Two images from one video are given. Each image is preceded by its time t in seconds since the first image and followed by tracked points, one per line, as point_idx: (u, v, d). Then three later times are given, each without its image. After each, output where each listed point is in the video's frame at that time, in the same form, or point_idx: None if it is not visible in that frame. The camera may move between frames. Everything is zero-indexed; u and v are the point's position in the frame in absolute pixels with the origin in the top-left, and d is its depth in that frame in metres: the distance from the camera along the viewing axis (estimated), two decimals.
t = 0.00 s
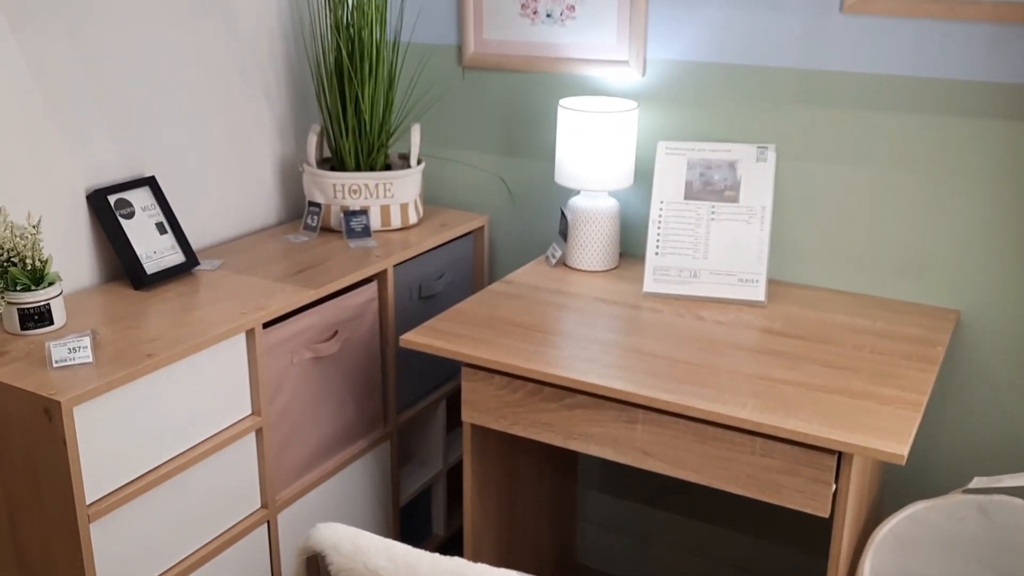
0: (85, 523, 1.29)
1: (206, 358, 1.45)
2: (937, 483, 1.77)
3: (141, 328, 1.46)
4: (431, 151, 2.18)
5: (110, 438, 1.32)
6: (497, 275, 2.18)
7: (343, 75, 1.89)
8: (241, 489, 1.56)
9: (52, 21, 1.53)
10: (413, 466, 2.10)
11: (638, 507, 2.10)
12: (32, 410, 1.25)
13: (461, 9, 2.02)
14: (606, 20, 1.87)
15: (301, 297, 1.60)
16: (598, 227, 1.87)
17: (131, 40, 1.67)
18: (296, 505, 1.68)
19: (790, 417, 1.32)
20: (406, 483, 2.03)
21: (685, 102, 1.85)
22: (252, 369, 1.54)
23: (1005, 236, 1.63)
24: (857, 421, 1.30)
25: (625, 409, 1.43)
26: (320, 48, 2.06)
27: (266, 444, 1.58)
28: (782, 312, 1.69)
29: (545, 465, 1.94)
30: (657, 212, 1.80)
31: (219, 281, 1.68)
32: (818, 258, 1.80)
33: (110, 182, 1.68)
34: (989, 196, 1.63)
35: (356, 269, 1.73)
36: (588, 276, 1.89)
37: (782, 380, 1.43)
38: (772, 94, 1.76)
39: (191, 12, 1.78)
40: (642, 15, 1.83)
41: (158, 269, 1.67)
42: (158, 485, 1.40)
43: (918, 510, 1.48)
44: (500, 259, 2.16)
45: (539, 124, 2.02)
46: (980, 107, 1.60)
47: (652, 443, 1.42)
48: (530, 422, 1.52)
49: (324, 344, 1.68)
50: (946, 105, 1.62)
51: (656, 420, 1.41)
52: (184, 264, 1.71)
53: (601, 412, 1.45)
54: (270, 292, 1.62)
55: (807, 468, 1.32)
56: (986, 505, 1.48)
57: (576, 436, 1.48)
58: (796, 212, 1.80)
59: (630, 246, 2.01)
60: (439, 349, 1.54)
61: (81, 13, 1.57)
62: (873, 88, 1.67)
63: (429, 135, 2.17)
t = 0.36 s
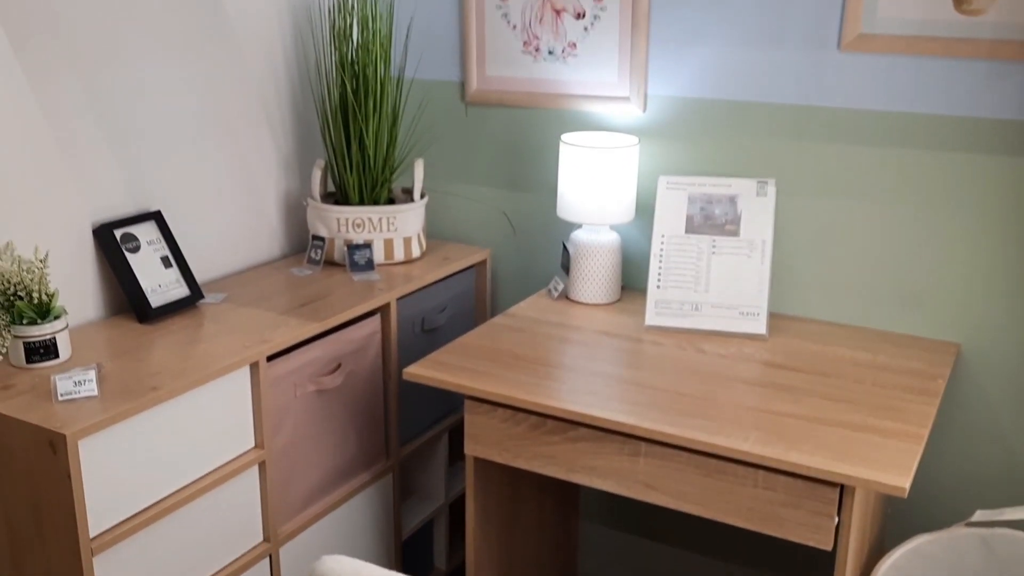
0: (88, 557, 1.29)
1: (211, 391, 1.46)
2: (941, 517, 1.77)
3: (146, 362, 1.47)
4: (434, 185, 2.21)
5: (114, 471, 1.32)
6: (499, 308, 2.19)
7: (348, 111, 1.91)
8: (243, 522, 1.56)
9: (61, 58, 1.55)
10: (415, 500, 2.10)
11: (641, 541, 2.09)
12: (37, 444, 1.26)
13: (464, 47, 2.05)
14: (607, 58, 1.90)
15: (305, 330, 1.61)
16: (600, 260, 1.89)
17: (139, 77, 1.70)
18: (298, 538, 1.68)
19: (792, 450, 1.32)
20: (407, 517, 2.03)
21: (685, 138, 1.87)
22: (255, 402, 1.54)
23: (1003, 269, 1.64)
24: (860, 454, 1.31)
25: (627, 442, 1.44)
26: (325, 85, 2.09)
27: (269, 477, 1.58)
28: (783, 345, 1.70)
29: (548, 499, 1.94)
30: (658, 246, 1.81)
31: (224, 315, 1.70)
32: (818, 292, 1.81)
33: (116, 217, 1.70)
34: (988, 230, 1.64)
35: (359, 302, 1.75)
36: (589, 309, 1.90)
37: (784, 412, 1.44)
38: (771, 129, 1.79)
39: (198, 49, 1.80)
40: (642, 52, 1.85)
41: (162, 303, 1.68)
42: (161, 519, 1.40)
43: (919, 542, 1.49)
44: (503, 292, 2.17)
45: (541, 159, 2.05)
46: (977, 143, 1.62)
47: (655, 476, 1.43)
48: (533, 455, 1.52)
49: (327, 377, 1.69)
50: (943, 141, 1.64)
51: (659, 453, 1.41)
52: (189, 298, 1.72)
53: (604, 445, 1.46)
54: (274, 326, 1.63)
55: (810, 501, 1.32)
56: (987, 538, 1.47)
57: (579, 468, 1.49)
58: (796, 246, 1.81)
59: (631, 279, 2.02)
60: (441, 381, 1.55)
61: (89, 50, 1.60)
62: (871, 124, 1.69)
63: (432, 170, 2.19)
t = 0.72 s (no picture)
0: None
1: (214, 425, 1.46)
2: (944, 552, 1.76)
3: (150, 395, 1.47)
4: (436, 219, 2.22)
5: (116, 505, 1.32)
6: (501, 341, 2.20)
7: (352, 147, 1.93)
8: (245, 557, 1.56)
9: (69, 96, 1.58)
10: (417, 533, 2.09)
11: None
12: (40, 478, 1.26)
13: (467, 83, 2.08)
14: (608, 94, 1.93)
15: (308, 364, 1.62)
16: (601, 294, 1.90)
17: (146, 113, 1.72)
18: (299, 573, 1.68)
19: (794, 484, 1.32)
20: (409, 551, 2.02)
21: (685, 173, 1.89)
22: (258, 436, 1.55)
23: (1003, 303, 1.65)
24: (862, 488, 1.31)
25: (629, 476, 1.44)
26: (329, 121, 2.11)
27: (270, 512, 1.58)
28: (784, 379, 1.70)
29: (550, 533, 1.94)
30: (659, 279, 1.82)
31: (227, 348, 1.70)
32: (819, 325, 1.82)
33: (122, 251, 1.71)
34: (987, 264, 1.65)
35: (362, 336, 1.75)
36: (591, 342, 1.90)
37: (786, 446, 1.44)
38: (771, 165, 1.80)
39: (204, 86, 1.83)
40: (642, 88, 1.88)
41: (166, 336, 1.69)
42: (163, 553, 1.40)
43: None
44: (505, 325, 2.18)
45: (543, 193, 2.07)
46: (975, 178, 1.63)
47: (657, 510, 1.43)
48: (535, 489, 1.52)
49: (329, 411, 1.70)
50: (941, 176, 1.66)
51: (661, 487, 1.41)
52: (192, 331, 1.73)
53: (605, 479, 1.46)
54: (278, 359, 1.64)
55: (812, 536, 1.32)
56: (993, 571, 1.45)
57: (581, 502, 1.49)
58: (797, 280, 1.82)
59: (633, 313, 2.03)
60: (444, 415, 1.55)
61: (97, 88, 1.62)
62: (869, 159, 1.71)
63: (435, 205, 2.21)
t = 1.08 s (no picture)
0: None
1: (217, 459, 1.46)
2: None
3: (153, 429, 1.48)
4: (439, 252, 2.24)
5: (119, 540, 1.32)
6: (503, 374, 2.20)
7: (356, 181, 1.95)
8: None
9: (77, 132, 1.60)
10: (418, 567, 2.06)
11: None
12: (43, 512, 1.27)
13: (469, 117, 2.10)
14: (608, 128, 1.95)
15: (310, 397, 1.63)
16: (603, 327, 1.91)
17: (152, 148, 1.74)
18: None
19: (797, 518, 1.32)
20: None
21: (685, 206, 1.91)
22: (261, 469, 1.55)
23: (1004, 336, 1.66)
24: (864, 522, 1.31)
25: (632, 510, 1.44)
26: (333, 155, 2.13)
27: (272, 546, 1.58)
28: (786, 412, 1.71)
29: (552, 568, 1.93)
30: (661, 312, 1.83)
31: (230, 382, 1.71)
32: (820, 358, 1.83)
33: (127, 284, 1.72)
34: (987, 299, 1.66)
35: (364, 369, 1.76)
36: (593, 376, 1.91)
37: (788, 480, 1.44)
38: (771, 198, 1.82)
39: (209, 122, 1.85)
40: (643, 123, 1.90)
41: (170, 370, 1.70)
42: None
43: None
44: (507, 358, 2.19)
45: (545, 227, 2.08)
46: (974, 212, 1.64)
47: (660, 545, 1.42)
48: (538, 523, 1.52)
49: (332, 444, 1.70)
50: (940, 211, 1.67)
51: (663, 522, 1.41)
52: (196, 365, 1.74)
53: (608, 513, 1.46)
54: (281, 392, 1.64)
55: (816, 570, 1.32)
56: None
57: (584, 537, 1.48)
58: (798, 313, 1.83)
59: (635, 346, 2.04)
60: (447, 448, 1.56)
61: (104, 124, 1.65)
62: (869, 193, 1.72)
63: (437, 238, 2.23)
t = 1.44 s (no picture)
0: None
1: (220, 493, 1.47)
2: None
3: (156, 462, 1.48)
4: (441, 285, 2.25)
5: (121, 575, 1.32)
6: (506, 407, 2.21)
7: (360, 215, 1.97)
8: None
9: (84, 167, 1.62)
10: None
11: None
12: (46, 547, 1.27)
13: (472, 151, 2.13)
14: (610, 162, 1.97)
15: (313, 431, 1.63)
16: (605, 360, 1.91)
17: (158, 183, 1.76)
18: None
19: (801, 553, 1.32)
20: None
21: (687, 240, 1.92)
22: (264, 503, 1.55)
23: (1005, 370, 1.66)
24: (868, 557, 1.31)
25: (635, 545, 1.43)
26: (337, 189, 2.15)
27: None
28: (788, 446, 1.71)
29: None
30: (663, 346, 1.84)
31: (234, 415, 1.71)
32: (822, 392, 1.83)
33: (132, 317, 1.73)
34: (988, 333, 1.67)
35: (367, 403, 1.77)
36: (595, 409, 1.91)
37: (791, 514, 1.44)
38: (771, 232, 1.83)
39: (215, 157, 1.87)
40: (644, 157, 1.92)
41: (173, 403, 1.70)
42: None
43: None
44: (510, 391, 2.19)
45: (547, 260, 2.09)
46: (973, 246, 1.66)
47: None
48: (541, 558, 1.52)
49: (334, 478, 1.70)
50: (940, 245, 1.68)
51: (667, 557, 1.41)
52: (199, 398, 1.74)
53: (611, 548, 1.45)
54: (283, 426, 1.65)
55: None
56: None
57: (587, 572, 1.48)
58: (799, 347, 1.84)
59: (637, 379, 2.04)
60: (449, 483, 1.56)
61: (112, 159, 1.66)
62: (868, 228, 1.74)
63: (440, 271, 2.24)
